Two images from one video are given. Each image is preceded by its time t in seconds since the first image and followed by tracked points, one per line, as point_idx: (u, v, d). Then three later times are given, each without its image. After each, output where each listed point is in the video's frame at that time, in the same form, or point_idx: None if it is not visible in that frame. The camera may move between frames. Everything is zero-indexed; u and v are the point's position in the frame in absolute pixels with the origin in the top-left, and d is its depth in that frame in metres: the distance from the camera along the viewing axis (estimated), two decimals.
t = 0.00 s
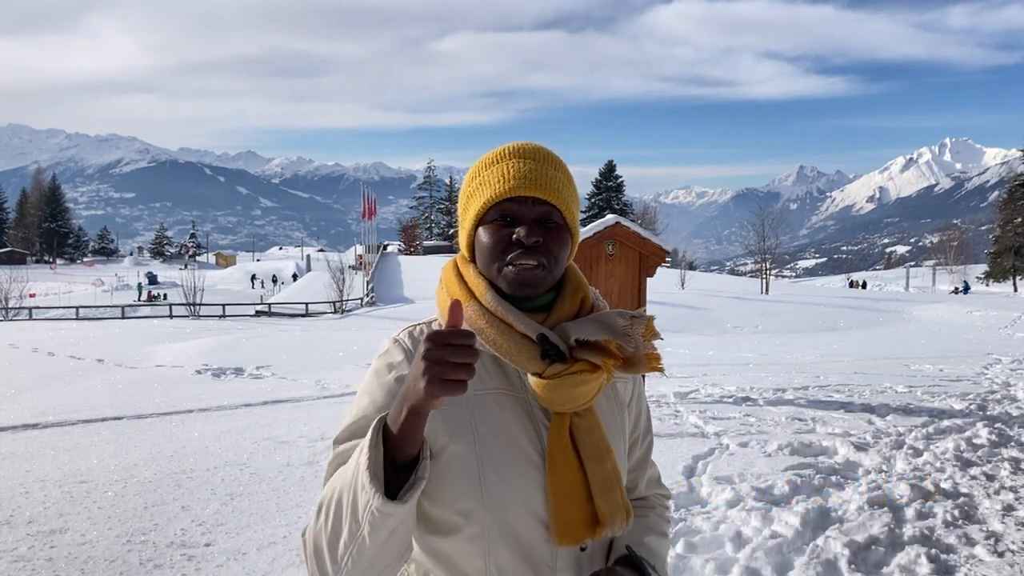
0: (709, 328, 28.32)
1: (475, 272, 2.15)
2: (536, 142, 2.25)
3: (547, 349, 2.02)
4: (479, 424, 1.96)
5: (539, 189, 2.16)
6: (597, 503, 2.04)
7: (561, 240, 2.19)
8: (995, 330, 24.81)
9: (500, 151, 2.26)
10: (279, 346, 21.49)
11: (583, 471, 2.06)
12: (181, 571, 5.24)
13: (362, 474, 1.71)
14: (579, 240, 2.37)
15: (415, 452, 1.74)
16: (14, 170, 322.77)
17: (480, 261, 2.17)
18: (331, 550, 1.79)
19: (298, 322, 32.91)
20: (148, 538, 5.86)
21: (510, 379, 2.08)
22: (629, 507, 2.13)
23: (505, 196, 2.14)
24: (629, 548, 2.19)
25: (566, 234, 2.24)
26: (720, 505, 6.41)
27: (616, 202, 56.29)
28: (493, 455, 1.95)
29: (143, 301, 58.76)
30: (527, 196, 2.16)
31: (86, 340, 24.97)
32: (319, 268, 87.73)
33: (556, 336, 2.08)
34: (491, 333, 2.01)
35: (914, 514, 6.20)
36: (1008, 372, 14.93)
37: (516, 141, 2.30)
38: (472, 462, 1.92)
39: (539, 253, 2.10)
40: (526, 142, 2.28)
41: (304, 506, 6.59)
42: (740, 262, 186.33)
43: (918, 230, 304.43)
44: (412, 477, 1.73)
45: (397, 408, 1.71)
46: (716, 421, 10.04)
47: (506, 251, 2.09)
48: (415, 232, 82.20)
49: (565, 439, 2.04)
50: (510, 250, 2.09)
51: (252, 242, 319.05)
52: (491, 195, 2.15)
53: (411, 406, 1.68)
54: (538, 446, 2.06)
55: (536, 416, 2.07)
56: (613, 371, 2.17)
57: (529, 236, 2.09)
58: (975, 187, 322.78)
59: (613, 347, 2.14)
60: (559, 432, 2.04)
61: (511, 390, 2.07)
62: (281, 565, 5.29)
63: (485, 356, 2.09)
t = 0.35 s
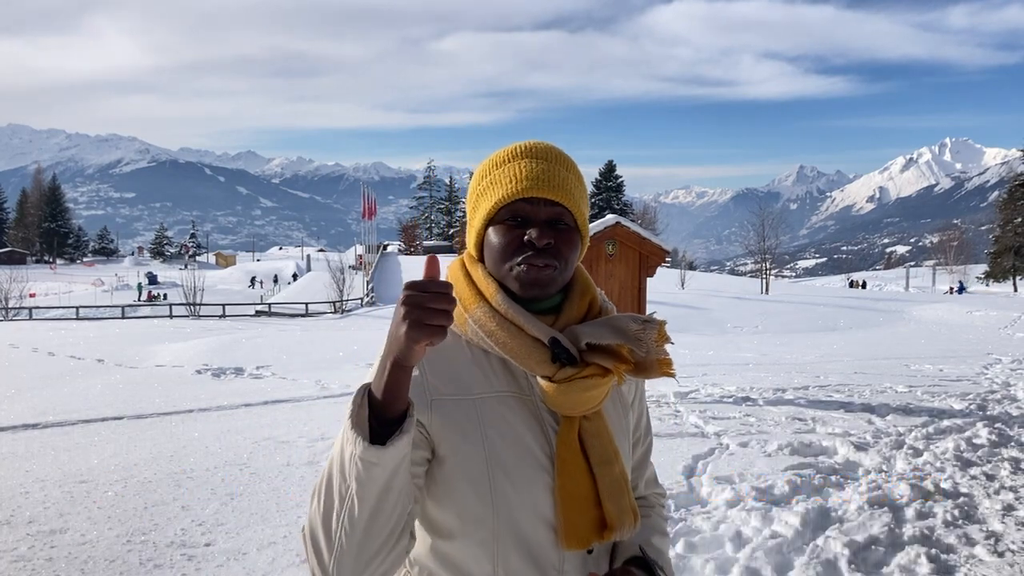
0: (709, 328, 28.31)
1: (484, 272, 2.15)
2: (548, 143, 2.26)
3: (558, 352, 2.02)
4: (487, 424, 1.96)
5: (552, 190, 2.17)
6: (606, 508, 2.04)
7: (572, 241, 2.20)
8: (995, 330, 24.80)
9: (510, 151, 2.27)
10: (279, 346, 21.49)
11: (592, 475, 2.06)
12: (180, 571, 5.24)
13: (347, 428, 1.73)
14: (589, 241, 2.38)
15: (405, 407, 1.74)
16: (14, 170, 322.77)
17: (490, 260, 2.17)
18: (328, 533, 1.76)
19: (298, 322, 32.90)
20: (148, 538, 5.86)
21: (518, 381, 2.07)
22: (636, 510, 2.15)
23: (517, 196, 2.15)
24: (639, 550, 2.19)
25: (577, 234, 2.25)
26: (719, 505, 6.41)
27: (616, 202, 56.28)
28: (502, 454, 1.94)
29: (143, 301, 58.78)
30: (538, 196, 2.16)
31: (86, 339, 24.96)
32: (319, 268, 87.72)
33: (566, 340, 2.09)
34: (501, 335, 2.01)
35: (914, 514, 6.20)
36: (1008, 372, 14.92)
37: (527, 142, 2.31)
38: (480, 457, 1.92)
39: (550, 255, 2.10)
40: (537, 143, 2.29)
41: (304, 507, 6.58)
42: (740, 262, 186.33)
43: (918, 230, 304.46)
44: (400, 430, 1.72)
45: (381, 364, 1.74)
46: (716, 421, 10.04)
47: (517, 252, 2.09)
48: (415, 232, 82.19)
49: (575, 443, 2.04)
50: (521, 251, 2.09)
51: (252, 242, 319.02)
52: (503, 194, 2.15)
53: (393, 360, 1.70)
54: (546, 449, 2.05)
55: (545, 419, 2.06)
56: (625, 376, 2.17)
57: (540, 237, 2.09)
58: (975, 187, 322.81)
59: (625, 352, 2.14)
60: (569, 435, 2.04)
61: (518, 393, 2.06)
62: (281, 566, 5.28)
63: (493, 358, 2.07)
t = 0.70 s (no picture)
0: (709, 328, 28.31)
1: (480, 279, 2.14)
2: (548, 145, 2.25)
3: (556, 366, 2.02)
4: (485, 437, 1.96)
5: (551, 196, 2.17)
6: (605, 524, 2.06)
7: (572, 248, 2.20)
8: (995, 330, 24.80)
9: (509, 153, 2.26)
10: (279, 346, 21.50)
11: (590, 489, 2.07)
12: (180, 571, 5.24)
13: (367, 466, 1.67)
14: (590, 245, 2.37)
15: (425, 435, 1.71)
16: (14, 170, 322.79)
17: (486, 267, 2.16)
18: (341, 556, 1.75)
19: (298, 322, 32.91)
20: (148, 538, 5.86)
21: (516, 393, 2.08)
22: (635, 527, 2.17)
23: (515, 201, 2.14)
24: (633, 565, 2.21)
25: (577, 241, 2.25)
26: (719, 505, 6.41)
27: (616, 202, 56.29)
28: (500, 468, 1.94)
29: (143, 301, 58.78)
30: (537, 201, 2.16)
31: (86, 339, 24.96)
32: (319, 268, 87.64)
33: (566, 352, 2.08)
34: (498, 346, 2.01)
35: (914, 514, 6.20)
36: (1008, 372, 14.92)
37: (528, 143, 2.30)
38: (477, 472, 1.92)
39: (549, 264, 2.09)
40: (537, 145, 2.28)
41: (304, 507, 6.59)
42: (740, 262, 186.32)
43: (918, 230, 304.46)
44: (423, 462, 1.69)
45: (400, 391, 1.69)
46: (716, 421, 10.04)
47: (515, 260, 2.08)
48: (415, 232, 82.23)
49: (573, 457, 2.05)
50: (519, 260, 2.08)
51: (252, 242, 318.98)
52: (501, 200, 2.14)
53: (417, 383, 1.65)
54: (543, 461, 2.06)
55: (542, 432, 2.07)
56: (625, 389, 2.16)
57: (539, 246, 2.08)
58: (975, 187, 322.79)
59: (626, 365, 2.13)
60: (566, 449, 2.05)
61: (516, 405, 2.06)
62: (281, 565, 5.29)
63: (490, 368, 2.07)
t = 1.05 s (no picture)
0: (709, 328, 28.32)
1: (470, 280, 2.13)
2: (537, 145, 2.26)
3: (544, 365, 2.02)
4: (476, 441, 1.97)
5: (540, 197, 2.16)
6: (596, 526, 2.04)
7: (562, 249, 2.20)
8: (995, 330, 24.80)
9: (499, 153, 2.26)
10: (280, 346, 21.51)
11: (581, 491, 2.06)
12: (181, 571, 5.24)
13: None
14: (580, 246, 2.37)
15: None
16: (14, 170, 322.78)
17: (475, 268, 2.16)
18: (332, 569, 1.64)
19: (298, 322, 32.92)
20: (148, 538, 5.87)
21: (506, 394, 2.08)
22: (628, 529, 2.14)
23: (503, 202, 2.14)
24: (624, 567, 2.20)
25: (566, 241, 2.25)
26: (719, 505, 6.41)
27: (616, 202, 56.31)
28: (491, 473, 1.94)
29: (143, 301, 58.80)
30: (527, 202, 2.16)
31: (86, 340, 24.97)
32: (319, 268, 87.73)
33: (554, 353, 2.08)
34: (487, 346, 1.99)
35: (914, 514, 6.20)
36: (1007, 372, 14.93)
37: (517, 144, 2.30)
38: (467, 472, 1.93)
39: (538, 265, 2.10)
40: (526, 146, 2.28)
41: (304, 507, 6.58)
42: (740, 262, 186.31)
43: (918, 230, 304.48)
44: None
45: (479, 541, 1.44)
46: (716, 421, 10.04)
47: (505, 262, 2.08)
48: (415, 232, 82.26)
49: (561, 458, 2.04)
50: (508, 260, 2.09)
51: (252, 242, 318.95)
52: (490, 201, 2.15)
53: None
54: (534, 462, 2.04)
55: (531, 432, 2.06)
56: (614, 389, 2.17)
57: (528, 246, 2.09)
58: (975, 187, 322.82)
59: (614, 364, 2.15)
60: (557, 449, 2.04)
61: (506, 406, 2.06)
62: (281, 565, 5.29)
63: (481, 369, 2.07)
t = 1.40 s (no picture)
0: (709, 328, 28.31)
1: (467, 280, 2.13)
2: (532, 150, 2.25)
3: (538, 361, 2.02)
4: (471, 440, 1.97)
5: (534, 199, 2.16)
6: (589, 516, 2.05)
7: (556, 250, 2.20)
8: (995, 330, 24.80)
9: (494, 158, 2.26)
10: (280, 346, 21.50)
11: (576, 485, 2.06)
12: (180, 571, 5.24)
13: None
14: (574, 249, 2.37)
15: None
16: (14, 170, 322.79)
17: (472, 269, 2.16)
18: None
19: (298, 322, 32.92)
20: (148, 538, 5.87)
21: (501, 390, 2.08)
22: (621, 523, 2.14)
23: (500, 206, 2.13)
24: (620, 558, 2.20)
25: (561, 243, 2.25)
26: (720, 506, 6.41)
27: (616, 202, 56.30)
28: (486, 470, 1.95)
29: (144, 301, 58.78)
30: (522, 206, 2.15)
31: (86, 339, 24.96)
32: (319, 268, 87.76)
33: (548, 349, 2.08)
34: (483, 344, 2.00)
35: (914, 514, 6.20)
36: (1007, 372, 14.94)
37: (511, 150, 2.30)
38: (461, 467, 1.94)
39: (533, 266, 2.10)
40: (520, 150, 2.28)
41: (304, 507, 6.58)
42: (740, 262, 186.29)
43: (918, 230, 304.48)
44: None
45: None
46: (716, 421, 10.04)
47: (500, 264, 2.09)
48: (415, 233, 82.28)
49: (556, 451, 2.03)
50: (503, 262, 2.09)
51: (252, 242, 318.95)
52: (486, 205, 2.14)
53: None
54: (528, 457, 2.04)
55: (526, 427, 2.06)
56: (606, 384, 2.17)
57: (524, 248, 2.09)
58: (975, 187, 322.82)
59: (607, 360, 2.15)
60: (552, 444, 2.04)
61: (500, 401, 2.06)
62: (281, 565, 5.29)
63: (476, 367, 2.07)
